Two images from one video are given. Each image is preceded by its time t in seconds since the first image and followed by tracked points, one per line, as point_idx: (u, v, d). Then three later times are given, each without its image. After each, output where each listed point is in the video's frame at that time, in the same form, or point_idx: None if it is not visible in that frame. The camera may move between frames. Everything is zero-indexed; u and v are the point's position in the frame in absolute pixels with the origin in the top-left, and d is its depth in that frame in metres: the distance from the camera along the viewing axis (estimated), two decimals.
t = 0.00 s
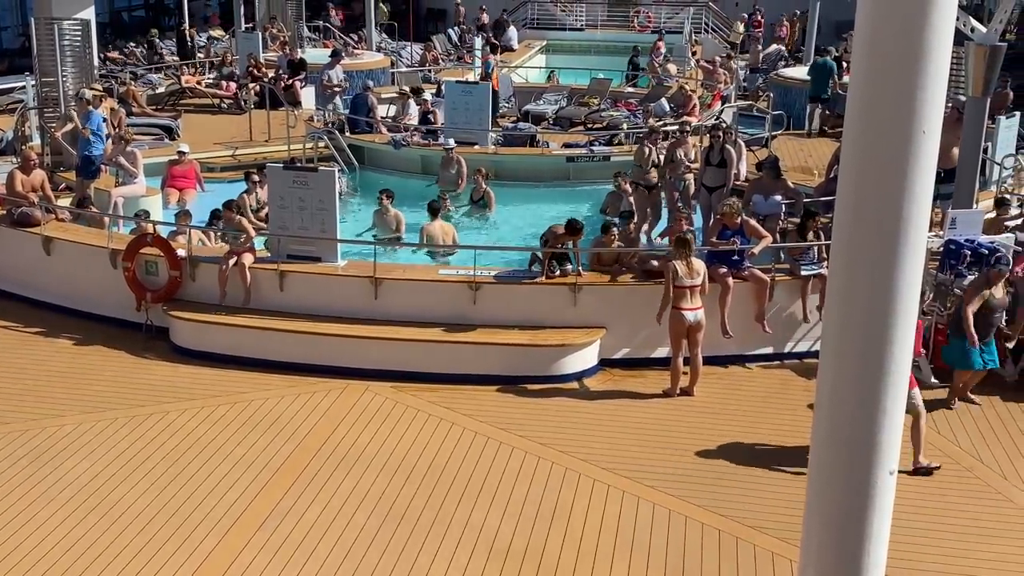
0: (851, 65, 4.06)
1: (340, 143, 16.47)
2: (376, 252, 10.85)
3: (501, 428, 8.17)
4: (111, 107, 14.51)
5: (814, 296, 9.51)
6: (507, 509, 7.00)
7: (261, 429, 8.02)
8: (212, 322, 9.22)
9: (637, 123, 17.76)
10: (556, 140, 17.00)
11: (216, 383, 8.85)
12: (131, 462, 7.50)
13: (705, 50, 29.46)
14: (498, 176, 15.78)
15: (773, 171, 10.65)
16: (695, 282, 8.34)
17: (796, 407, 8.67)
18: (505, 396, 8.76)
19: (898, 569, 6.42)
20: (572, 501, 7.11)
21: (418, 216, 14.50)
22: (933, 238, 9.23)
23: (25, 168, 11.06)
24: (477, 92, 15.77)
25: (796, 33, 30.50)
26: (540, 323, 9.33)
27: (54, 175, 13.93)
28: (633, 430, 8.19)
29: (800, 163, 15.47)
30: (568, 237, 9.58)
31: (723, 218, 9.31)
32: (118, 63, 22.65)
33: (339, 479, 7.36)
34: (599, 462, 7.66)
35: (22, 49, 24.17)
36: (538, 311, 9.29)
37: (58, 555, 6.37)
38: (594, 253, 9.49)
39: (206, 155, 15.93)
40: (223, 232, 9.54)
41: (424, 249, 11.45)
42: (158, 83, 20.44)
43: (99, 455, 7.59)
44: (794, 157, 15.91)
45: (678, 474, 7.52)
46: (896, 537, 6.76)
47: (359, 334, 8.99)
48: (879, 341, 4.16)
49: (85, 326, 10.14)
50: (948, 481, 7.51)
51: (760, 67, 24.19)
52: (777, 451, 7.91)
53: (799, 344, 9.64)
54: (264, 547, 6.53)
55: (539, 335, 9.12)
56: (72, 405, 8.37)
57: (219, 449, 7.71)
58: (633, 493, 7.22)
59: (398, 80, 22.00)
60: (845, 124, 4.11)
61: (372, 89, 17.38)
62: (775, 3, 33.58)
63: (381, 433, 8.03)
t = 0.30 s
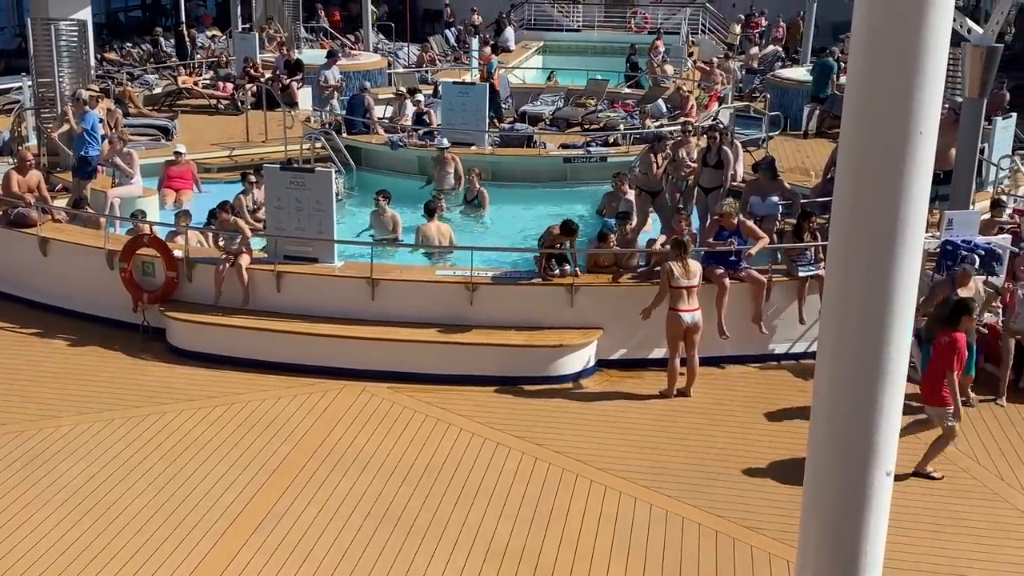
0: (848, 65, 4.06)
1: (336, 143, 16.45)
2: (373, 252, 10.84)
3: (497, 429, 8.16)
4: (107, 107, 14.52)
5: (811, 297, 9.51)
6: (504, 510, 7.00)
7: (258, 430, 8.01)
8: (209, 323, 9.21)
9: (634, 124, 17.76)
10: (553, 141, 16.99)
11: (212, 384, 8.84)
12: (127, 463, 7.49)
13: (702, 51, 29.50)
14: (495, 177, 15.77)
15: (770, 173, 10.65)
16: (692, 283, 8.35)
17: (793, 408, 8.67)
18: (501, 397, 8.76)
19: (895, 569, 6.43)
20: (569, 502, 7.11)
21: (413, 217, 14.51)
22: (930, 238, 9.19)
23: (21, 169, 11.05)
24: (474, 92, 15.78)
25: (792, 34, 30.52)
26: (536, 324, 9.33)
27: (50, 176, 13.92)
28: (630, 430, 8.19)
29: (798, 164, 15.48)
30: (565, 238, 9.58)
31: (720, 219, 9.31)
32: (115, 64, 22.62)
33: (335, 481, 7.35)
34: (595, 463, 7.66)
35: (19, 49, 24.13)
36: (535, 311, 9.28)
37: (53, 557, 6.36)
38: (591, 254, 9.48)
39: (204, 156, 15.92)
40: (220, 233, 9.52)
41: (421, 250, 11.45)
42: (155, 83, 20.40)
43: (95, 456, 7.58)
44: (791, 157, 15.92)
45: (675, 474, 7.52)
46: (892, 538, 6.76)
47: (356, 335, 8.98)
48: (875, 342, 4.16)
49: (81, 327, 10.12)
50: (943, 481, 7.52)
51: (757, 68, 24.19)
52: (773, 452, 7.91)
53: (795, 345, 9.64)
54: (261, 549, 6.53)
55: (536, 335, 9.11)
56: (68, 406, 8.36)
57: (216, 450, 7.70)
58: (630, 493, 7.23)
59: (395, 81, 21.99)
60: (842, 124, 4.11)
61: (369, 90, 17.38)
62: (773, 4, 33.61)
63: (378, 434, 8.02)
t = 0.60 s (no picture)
0: (845, 67, 4.07)
1: (335, 145, 16.46)
2: (371, 254, 10.85)
3: (496, 430, 8.17)
4: (106, 109, 14.54)
5: (809, 299, 9.51)
6: (504, 512, 7.00)
7: (257, 432, 8.01)
8: (207, 325, 9.21)
9: (633, 126, 17.77)
10: (551, 143, 16.99)
11: (210, 386, 8.85)
12: (126, 465, 7.49)
13: (700, 52, 29.54)
14: (493, 179, 15.79)
15: (768, 175, 10.69)
16: (689, 284, 8.36)
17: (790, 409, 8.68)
18: (499, 399, 8.76)
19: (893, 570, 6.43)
20: (568, 503, 7.12)
21: (411, 218, 14.51)
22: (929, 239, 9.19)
23: (19, 171, 11.08)
24: (472, 94, 15.83)
25: (790, 36, 30.57)
26: (534, 326, 9.34)
27: (49, 177, 13.92)
28: (628, 432, 8.19)
29: (796, 166, 15.50)
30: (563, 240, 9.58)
31: (718, 221, 9.31)
32: (114, 65, 22.64)
33: (334, 482, 7.35)
34: (594, 464, 7.67)
35: (18, 51, 24.13)
36: (534, 313, 9.29)
37: (52, 559, 6.36)
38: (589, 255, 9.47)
39: (202, 157, 15.93)
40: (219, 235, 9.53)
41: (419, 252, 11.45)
42: (153, 85, 20.43)
43: (94, 459, 7.57)
44: (789, 159, 15.94)
45: (673, 476, 7.53)
46: (890, 539, 6.77)
47: (354, 336, 8.98)
48: (875, 343, 4.16)
49: (80, 329, 10.12)
50: (942, 483, 7.53)
51: (755, 70, 24.22)
52: (771, 453, 7.92)
53: (793, 347, 9.64)
54: (259, 551, 6.52)
55: (534, 337, 9.11)
56: (67, 408, 8.36)
57: (214, 452, 7.70)
58: (628, 495, 7.23)
59: (394, 83, 22.02)
60: (840, 126, 4.12)
61: (367, 92, 17.39)
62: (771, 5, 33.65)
63: (377, 436, 8.03)
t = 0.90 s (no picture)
0: (846, 68, 4.07)
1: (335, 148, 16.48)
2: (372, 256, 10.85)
3: (496, 433, 8.16)
4: (106, 112, 14.55)
5: (809, 301, 9.51)
6: (504, 515, 6.99)
7: (257, 435, 8.01)
8: (208, 328, 9.21)
9: (633, 128, 17.78)
10: (551, 145, 17.00)
11: (210, 389, 8.84)
12: (126, 468, 7.49)
13: (700, 55, 29.57)
14: (493, 181, 15.80)
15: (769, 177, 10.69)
16: (688, 287, 8.36)
17: (791, 412, 8.67)
18: (499, 401, 8.76)
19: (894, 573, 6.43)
20: (568, 506, 7.11)
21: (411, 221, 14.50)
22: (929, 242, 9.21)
23: (19, 174, 11.08)
24: (472, 97, 15.86)
25: (789, 39, 30.59)
26: (534, 329, 9.33)
27: (49, 180, 13.91)
28: (629, 435, 8.19)
29: (796, 168, 15.50)
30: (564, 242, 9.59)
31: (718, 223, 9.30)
32: (114, 69, 22.65)
33: (334, 486, 7.34)
34: (594, 467, 7.66)
35: (18, 54, 24.14)
36: (535, 316, 9.29)
37: (52, 562, 6.36)
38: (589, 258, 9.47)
39: (202, 160, 15.93)
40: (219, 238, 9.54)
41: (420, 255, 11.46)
42: (154, 88, 20.44)
43: (93, 462, 7.57)
44: (789, 162, 15.94)
45: (674, 479, 7.53)
46: (890, 542, 6.77)
47: (354, 340, 8.98)
48: (874, 345, 4.16)
49: (80, 332, 10.12)
50: (943, 486, 7.52)
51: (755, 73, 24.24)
52: (771, 456, 7.92)
53: (794, 349, 9.64)
54: (259, 554, 6.52)
55: (534, 340, 9.11)
56: (67, 412, 8.35)
57: (214, 455, 7.70)
58: (628, 498, 7.23)
59: (394, 86, 22.04)
60: (840, 127, 4.12)
61: (367, 94, 17.40)
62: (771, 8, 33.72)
63: (376, 438, 8.02)
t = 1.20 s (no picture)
0: (847, 70, 4.07)
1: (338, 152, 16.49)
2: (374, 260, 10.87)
3: (498, 437, 8.16)
4: (108, 116, 14.55)
5: (811, 305, 9.51)
6: (506, 519, 6.99)
7: (259, 438, 8.01)
8: (210, 331, 9.21)
9: (635, 132, 17.78)
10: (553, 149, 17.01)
11: (212, 392, 8.84)
12: (128, 472, 7.48)
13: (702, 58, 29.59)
14: (494, 185, 15.81)
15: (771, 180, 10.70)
16: (691, 290, 8.35)
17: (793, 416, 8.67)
18: (501, 405, 8.76)
19: None
20: (571, 510, 7.10)
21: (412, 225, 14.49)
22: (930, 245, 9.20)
23: (21, 178, 11.10)
24: (474, 100, 15.76)
25: (790, 42, 30.61)
26: (536, 332, 9.33)
27: (52, 184, 13.93)
28: (631, 438, 8.18)
29: (798, 171, 15.51)
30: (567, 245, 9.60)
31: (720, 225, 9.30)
32: (116, 73, 22.70)
33: (336, 490, 7.34)
34: (597, 471, 7.66)
35: (20, 58, 24.19)
36: (536, 319, 9.28)
37: (54, 566, 6.35)
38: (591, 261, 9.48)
39: (203, 164, 15.93)
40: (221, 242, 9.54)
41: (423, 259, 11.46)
42: (156, 92, 20.48)
43: (95, 465, 7.57)
44: (791, 165, 15.95)
45: (676, 482, 7.52)
46: (894, 546, 6.75)
47: (357, 343, 8.98)
48: (876, 348, 4.16)
49: (82, 336, 10.12)
50: (945, 490, 7.51)
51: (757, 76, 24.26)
52: (774, 459, 7.91)
53: (796, 353, 9.63)
54: (261, 558, 6.51)
55: (536, 343, 9.11)
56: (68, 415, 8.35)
57: (216, 459, 7.70)
58: (631, 502, 7.22)
59: (395, 90, 22.06)
60: (841, 130, 4.12)
61: (369, 98, 17.40)
62: (773, 10, 33.74)
63: (378, 442, 8.02)
